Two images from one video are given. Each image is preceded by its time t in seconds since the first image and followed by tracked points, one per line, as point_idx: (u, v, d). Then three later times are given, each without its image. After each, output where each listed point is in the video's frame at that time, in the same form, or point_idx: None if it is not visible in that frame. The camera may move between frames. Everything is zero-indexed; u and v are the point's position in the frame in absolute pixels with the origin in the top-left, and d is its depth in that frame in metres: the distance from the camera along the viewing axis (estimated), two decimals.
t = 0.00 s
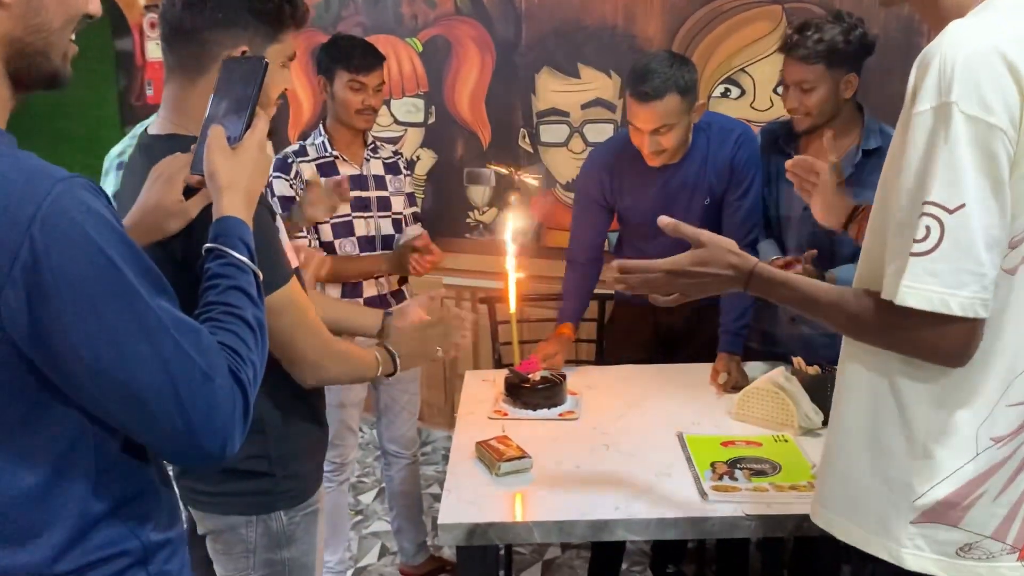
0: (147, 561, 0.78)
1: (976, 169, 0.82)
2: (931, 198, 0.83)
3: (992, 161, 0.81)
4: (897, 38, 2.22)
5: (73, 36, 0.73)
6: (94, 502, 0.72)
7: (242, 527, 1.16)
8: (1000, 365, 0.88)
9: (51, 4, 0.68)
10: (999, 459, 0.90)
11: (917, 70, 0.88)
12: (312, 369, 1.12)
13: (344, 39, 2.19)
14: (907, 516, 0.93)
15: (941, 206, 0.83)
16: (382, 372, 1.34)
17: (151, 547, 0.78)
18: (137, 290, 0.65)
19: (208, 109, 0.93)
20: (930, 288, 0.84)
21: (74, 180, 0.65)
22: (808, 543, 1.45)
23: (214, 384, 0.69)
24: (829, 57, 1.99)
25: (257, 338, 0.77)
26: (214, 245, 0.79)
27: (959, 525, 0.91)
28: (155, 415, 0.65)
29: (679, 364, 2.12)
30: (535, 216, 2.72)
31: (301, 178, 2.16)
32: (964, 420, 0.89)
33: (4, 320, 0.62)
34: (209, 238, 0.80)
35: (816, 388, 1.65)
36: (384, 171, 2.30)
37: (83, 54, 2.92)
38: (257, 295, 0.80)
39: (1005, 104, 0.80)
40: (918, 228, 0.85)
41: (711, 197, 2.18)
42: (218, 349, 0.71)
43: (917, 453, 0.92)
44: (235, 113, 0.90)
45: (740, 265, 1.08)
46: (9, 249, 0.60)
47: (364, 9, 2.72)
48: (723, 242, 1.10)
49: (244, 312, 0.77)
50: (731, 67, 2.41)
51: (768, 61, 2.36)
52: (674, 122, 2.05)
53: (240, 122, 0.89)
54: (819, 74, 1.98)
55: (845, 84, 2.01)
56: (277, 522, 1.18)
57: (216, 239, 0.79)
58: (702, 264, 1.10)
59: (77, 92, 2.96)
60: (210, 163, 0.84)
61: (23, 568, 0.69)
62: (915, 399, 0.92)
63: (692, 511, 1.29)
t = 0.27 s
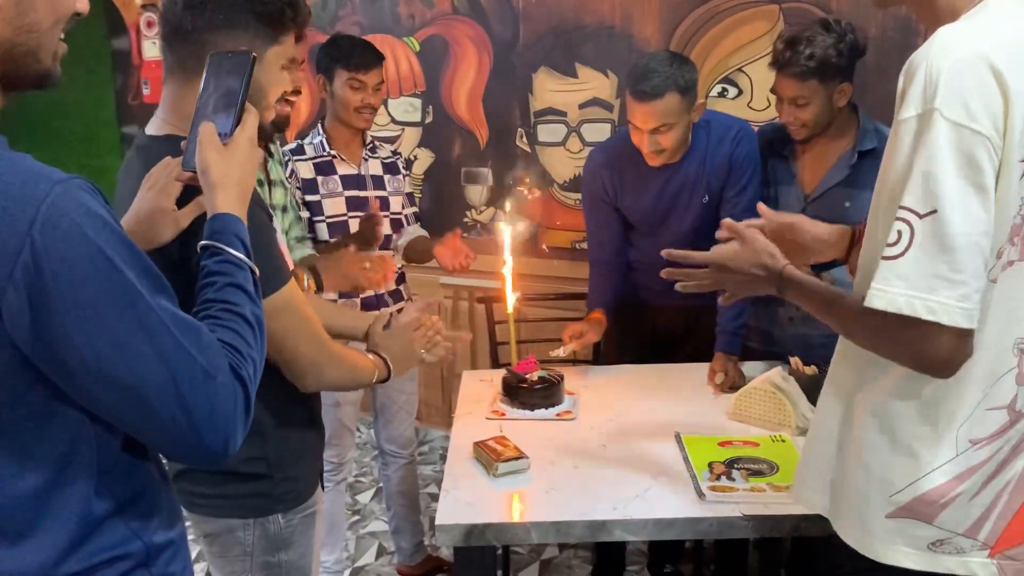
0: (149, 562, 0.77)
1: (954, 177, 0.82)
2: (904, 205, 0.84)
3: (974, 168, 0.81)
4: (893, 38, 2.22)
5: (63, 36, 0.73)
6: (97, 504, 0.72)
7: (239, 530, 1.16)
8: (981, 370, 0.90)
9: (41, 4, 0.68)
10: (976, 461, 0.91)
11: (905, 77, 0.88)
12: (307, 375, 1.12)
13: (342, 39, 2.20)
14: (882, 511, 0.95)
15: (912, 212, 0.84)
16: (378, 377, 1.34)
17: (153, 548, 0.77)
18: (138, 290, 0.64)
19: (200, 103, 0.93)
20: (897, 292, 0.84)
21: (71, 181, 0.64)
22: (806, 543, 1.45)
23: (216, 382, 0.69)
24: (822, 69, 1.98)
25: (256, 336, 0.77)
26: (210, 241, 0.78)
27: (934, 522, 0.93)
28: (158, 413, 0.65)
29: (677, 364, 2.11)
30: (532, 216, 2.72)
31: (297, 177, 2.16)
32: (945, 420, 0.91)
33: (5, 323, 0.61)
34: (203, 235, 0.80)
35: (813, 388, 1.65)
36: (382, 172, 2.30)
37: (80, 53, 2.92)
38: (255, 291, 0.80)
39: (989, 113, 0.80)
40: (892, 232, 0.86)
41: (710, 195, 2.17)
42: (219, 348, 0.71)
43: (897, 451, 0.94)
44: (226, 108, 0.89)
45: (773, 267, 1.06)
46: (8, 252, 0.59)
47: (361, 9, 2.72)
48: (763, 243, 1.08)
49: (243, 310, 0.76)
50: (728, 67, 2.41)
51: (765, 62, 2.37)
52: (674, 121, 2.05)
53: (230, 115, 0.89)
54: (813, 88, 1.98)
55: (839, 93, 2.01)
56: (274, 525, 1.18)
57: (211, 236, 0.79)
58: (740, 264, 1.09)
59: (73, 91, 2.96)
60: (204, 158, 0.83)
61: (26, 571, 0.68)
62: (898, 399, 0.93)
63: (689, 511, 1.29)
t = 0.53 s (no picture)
0: (150, 562, 0.77)
1: (956, 186, 0.82)
2: (908, 212, 0.84)
3: (973, 178, 0.82)
4: (889, 39, 2.23)
5: (61, 35, 0.73)
6: (97, 503, 0.72)
7: (236, 533, 1.16)
8: (965, 374, 0.90)
9: (39, 2, 0.68)
10: (960, 465, 0.92)
11: (903, 83, 0.88)
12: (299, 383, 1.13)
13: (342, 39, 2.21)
14: (870, 516, 0.95)
15: (917, 220, 0.83)
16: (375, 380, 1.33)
17: (154, 547, 0.77)
18: (138, 290, 0.64)
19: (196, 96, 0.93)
20: (904, 301, 0.84)
21: (72, 183, 0.64)
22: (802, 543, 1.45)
23: (216, 381, 0.69)
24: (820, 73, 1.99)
25: (256, 334, 0.77)
26: (207, 241, 0.78)
27: (920, 527, 0.93)
28: (159, 414, 0.65)
29: (674, 364, 2.12)
30: (528, 216, 2.72)
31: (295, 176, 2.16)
32: (930, 424, 0.91)
33: (7, 325, 0.61)
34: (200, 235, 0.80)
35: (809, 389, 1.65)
36: (381, 172, 2.30)
37: (77, 53, 2.92)
38: (253, 290, 0.80)
39: (987, 123, 0.81)
40: (896, 241, 0.85)
41: (709, 194, 2.17)
42: (219, 347, 0.71)
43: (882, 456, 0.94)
44: (221, 107, 0.89)
45: (712, 253, 1.05)
46: (11, 254, 0.60)
47: (359, 9, 2.72)
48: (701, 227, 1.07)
49: (242, 309, 0.76)
50: (725, 68, 2.41)
51: (761, 63, 2.37)
52: (672, 119, 2.05)
53: (224, 112, 0.89)
54: (812, 92, 1.99)
55: (837, 95, 2.02)
56: (270, 527, 1.17)
57: (209, 236, 0.79)
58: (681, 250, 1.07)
59: (70, 91, 2.96)
60: (200, 157, 0.83)
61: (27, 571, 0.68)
62: (883, 403, 0.93)
63: (686, 511, 1.29)
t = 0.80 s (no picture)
0: (148, 565, 0.77)
1: (954, 191, 0.83)
2: (902, 216, 0.85)
3: (972, 183, 0.82)
4: (888, 43, 2.23)
5: (63, 38, 0.73)
6: (97, 507, 0.71)
7: (231, 540, 1.15)
8: (961, 376, 0.90)
9: (41, 5, 0.68)
10: (950, 466, 0.92)
11: (906, 88, 0.89)
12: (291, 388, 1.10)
13: (347, 41, 2.20)
14: (854, 509, 0.96)
15: (907, 224, 0.85)
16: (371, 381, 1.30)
17: (153, 551, 0.77)
18: (141, 296, 0.64)
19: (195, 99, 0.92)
20: (887, 299, 0.86)
21: (75, 187, 0.64)
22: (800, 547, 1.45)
23: (218, 384, 0.69)
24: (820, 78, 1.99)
25: (257, 337, 0.77)
26: (208, 244, 0.78)
27: (902, 522, 0.94)
28: (161, 418, 0.65)
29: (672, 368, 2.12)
30: (526, 219, 2.72)
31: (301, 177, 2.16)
32: (923, 424, 0.91)
33: (11, 329, 0.61)
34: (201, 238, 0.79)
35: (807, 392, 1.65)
36: (386, 174, 2.29)
37: (76, 54, 2.91)
38: (253, 294, 0.79)
39: (989, 128, 0.82)
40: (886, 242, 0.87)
41: (708, 197, 2.19)
42: (221, 350, 0.71)
43: (871, 452, 0.95)
44: (222, 110, 0.89)
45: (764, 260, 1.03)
46: (15, 259, 0.59)
47: (357, 11, 2.72)
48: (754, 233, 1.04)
49: (244, 311, 0.76)
50: (723, 71, 2.42)
51: (759, 66, 2.38)
52: (672, 122, 2.06)
53: (226, 117, 0.89)
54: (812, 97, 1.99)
55: (837, 100, 2.03)
56: (266, 535, 1.17)
57: (211, 239, 0.78)
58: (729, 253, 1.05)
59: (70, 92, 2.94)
60: (201, 159, 0.83)
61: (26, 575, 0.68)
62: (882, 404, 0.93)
63: (684, 515, 1.29)
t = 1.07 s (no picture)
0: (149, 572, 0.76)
1: (980, 189, 0.82)
2: (935, 216, 0.83)
3: (994, 180, 0.82)
4: (890, 47, 2.24)
5: (68, 43, 0.72)
6: (96, 514, 0.71)
7: (225, 548, 1.15)
8: (975, 379, 0.90)
9: (45, 11, 0.67)
10: (969, 469, 0.92)
11: (914, 87, 0.88)
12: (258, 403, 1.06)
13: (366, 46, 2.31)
14: (876, 522, 0.96)
15: (946, 223, 0.83)
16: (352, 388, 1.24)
17: (153, 557, 0.77)
18: (146, 303, 0.64)
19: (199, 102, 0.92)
20: (934, 304, 0.83)
21: (80, 196, 0.64)
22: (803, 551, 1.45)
23: (222, 392, 0.68)
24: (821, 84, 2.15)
25: (260, 344, 0.77)
26: (213, 251, 0.77)
27: (925, 532, 0.93)
28: (165, 426, 0.65)
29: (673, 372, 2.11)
30: (527, 222, 2.72)
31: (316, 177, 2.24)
32: (938, 429, 0.91)
33: (15, 339, 0.61)
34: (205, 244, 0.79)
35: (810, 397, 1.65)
36: (400, 179, 2.36)
37: (75, 58, 2.90)
38: (257, 300, 0.79)
39: (1004, 124, 0.81)
40: (923, 244, 0.84)
41: (710, 201, 2.19)
42: (224, 357, 0.70)
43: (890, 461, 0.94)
44: (225, 117, 0.89)
45: (726, 264, 1.05)
46: (20, 268, 0.59)
47: (358, 15, 2.72)
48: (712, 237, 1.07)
49: (247, 319, 0.76)
50: (724, 76, 2.41)
51: (760, 71, 2.38)
52: (673, 126, 2.08)
53: (230, 125, 0.89)
54: (814, 102, 2.15)
55: (842, 104, 2.15)
56: (260, 544, 1.16)
57: (214, 246, 0.78)
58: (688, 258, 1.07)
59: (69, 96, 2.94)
60: (205, 166, 0.83)
61: None
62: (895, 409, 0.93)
63: (686, 520, 1.29)
